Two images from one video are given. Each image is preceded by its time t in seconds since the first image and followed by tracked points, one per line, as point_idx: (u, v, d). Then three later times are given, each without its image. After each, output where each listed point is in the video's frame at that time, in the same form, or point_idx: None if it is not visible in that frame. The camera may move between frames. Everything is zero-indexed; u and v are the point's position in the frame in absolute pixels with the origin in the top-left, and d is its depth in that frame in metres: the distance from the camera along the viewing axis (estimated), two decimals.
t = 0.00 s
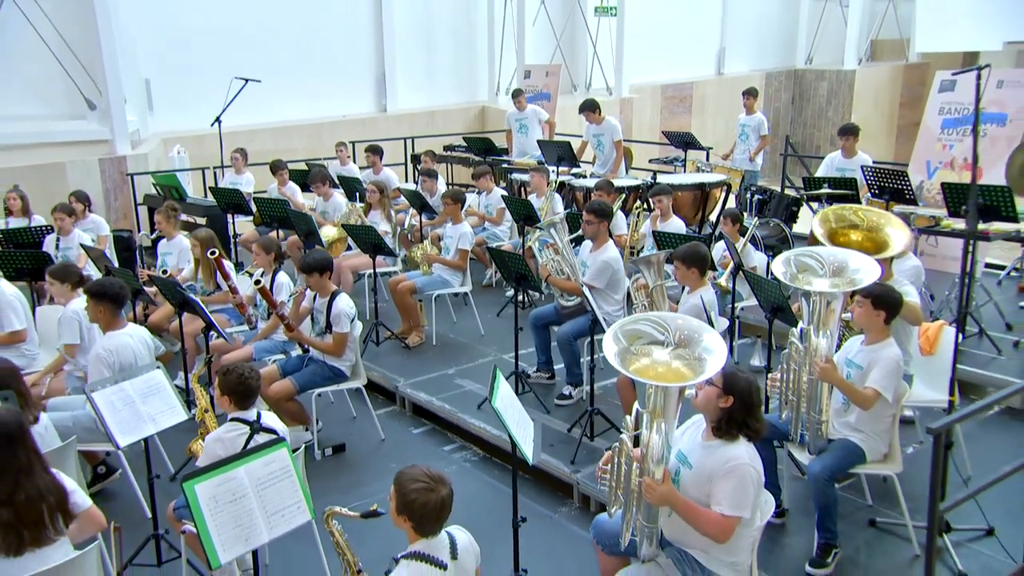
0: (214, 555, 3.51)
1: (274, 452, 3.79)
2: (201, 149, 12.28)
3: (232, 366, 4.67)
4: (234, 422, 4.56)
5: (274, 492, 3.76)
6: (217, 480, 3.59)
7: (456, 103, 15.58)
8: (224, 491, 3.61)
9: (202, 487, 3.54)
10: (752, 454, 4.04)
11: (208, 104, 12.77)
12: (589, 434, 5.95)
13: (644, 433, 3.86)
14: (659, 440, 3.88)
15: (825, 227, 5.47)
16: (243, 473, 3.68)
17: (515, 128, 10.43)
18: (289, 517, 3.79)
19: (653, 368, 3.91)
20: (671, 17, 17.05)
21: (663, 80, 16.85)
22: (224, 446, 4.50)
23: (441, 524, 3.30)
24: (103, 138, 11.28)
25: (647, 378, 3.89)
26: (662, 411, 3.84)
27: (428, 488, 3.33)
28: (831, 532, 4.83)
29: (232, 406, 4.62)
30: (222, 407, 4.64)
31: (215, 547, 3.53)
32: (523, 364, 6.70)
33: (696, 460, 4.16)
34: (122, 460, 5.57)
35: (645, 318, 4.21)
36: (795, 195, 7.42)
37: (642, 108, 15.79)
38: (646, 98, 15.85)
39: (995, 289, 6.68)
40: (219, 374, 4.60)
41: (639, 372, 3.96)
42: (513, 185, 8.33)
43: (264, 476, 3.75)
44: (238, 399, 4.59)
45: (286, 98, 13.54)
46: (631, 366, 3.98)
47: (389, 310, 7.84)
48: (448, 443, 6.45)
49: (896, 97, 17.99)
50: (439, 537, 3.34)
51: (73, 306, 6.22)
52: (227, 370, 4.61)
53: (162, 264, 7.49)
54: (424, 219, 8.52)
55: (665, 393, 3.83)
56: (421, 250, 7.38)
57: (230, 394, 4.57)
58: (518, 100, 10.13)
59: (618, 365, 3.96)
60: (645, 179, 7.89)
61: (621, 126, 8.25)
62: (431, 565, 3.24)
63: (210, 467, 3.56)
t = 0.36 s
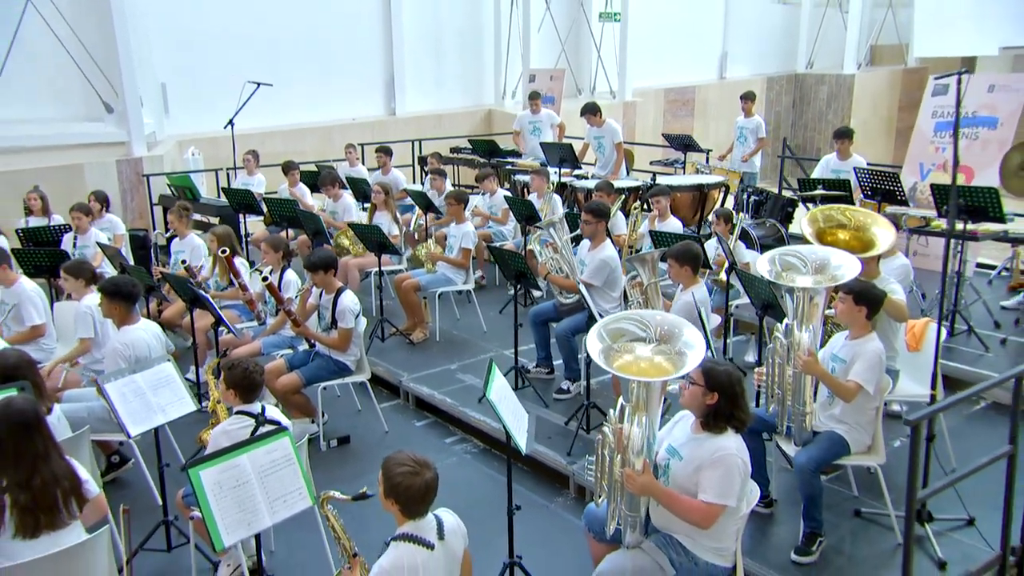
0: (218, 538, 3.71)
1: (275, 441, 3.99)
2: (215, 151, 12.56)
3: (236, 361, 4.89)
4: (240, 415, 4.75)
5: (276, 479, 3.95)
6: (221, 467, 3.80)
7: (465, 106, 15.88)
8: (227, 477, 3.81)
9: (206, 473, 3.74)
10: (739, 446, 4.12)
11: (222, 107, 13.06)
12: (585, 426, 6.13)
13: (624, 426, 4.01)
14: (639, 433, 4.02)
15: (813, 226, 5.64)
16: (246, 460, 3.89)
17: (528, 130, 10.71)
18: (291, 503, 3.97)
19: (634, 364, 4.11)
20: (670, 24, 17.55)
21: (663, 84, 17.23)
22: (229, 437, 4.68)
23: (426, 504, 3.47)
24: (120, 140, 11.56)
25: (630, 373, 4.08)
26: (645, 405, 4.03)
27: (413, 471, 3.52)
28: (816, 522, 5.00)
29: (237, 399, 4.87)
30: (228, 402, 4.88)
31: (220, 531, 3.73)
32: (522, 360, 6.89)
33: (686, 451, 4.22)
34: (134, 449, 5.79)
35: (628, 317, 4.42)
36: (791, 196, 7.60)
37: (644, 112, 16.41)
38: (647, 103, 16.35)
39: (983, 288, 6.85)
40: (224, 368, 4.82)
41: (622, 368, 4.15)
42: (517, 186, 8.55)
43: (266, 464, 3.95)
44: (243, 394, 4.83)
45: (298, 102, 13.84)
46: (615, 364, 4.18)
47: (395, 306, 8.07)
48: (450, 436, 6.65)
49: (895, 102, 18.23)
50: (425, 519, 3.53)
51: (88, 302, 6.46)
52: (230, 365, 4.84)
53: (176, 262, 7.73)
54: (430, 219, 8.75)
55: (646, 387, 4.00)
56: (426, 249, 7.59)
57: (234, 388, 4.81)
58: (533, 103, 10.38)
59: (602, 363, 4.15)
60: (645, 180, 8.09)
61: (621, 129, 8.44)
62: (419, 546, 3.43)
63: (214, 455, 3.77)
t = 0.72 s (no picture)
0: (228, 522, 3.91)
1: (284, 429, 4.18)
2: (233, 152, 12.82)
3: (248, 354, 5.09)
4: (250, 407, 4.98)
5: (285, 466, 4.14)
6: (231, 454, 4.00)
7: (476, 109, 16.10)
8: (238, 464, 4.01)
9: (217, 459, 3.94)
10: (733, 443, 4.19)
11: (240, 109, 13.32)
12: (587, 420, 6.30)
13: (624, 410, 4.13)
14: (637, 419, 4.13)
15: (809, 226, 5.79)
16: (256, 447, 4.09)
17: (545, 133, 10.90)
18: (298, 489, 4.16)
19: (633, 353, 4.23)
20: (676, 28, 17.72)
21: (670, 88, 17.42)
22: (239, 427, 4.93)
23: (420, 488, 3.64)
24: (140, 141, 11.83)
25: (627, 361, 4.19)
26: (642, 392, 4.11)
27: (408, 457, 3.70)
28: (808, 512, 5.14)
29: (247, 390, 5.06)
30: (240, 391, 5.08)
31: (230, 514, 3.93)
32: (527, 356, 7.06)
33: (680, 448, 4.24)
34: (152, 438, 6.01)
35: (628, 310, 4.59)
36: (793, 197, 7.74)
37: (653, 114, 16.62)
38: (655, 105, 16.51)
39: (981, 288, 6.96)
40: (237, 361, 5.03)
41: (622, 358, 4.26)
42: (526, 187, 8.73)
43: (275, 451, 4.14)
44: (254, 384, 5.02)
45: (314, 105, 14.09)
46: (615, 353, 4.33)
47: (405, 303, 8.28)
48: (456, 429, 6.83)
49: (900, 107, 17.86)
50: (422, 502, 3.71)
51: (108, 297, 6.70)
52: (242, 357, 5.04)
53: (195, 260, 7.98)
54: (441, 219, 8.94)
55: (642, 373, 4.09)
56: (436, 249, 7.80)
57: (246, 379, 5.00)
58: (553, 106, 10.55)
59: (602, 352, 4.30)
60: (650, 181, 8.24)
61: (627, 131, 8.60)
62: (417, 527, 3.62)
63: (224, 442, 3.97)
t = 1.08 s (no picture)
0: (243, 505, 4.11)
1: (297, 418, 4.38)
2: (255, 153, 13.11)
3: (263, 347, 5.29)
4: (266, 398, 5.18)
5: (297, 454, 4.34)
6: (246, 441, 4.19)
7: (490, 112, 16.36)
8: (252, 451, 4.20)
9: (233, 445, 4.14)
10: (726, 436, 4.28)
11: (261, 112, 13.61)
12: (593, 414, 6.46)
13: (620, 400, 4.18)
14: (635, 408, 4.18)
15: (810, 226, 5.95)
16: (270, 435, 4.28)
17: (561, 136, 11.08)
18: (309, 475, 4.36)
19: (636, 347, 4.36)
20: (688, 32, 17.92)
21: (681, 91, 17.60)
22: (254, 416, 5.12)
23: (427, 474, 3.73)
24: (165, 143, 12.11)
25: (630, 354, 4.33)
26: (643, 384, 4.26)
27: (415, 444, 3.78)
28: (806, 503, 5.27)
29: (263, 381, 5.26)
30: (255, 383, 5.27)
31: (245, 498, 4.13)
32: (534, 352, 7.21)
33: (672, 443, 4.34)
34: (173, 428, 6.22)
35: (633, 305, 4.69)
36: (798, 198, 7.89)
37: (664, 117, 16.81)
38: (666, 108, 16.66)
39: (981, 287, 7.09)
40: (253, 353, 5.23)
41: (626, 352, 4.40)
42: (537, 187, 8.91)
43: (288, 439, 4.34)
44: (269, 375, 5.22)
45: (332, 107, 14.37)
46: (620, 347, 4.45)
47: (418, 300, 8.48)
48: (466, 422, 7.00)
49: (908, 109, 18.90)
50: (428, 488, 3.80)
51: (132, 292, 6.93)
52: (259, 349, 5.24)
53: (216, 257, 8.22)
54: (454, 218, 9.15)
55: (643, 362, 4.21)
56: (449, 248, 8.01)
57: (262, 370, 5.20)
58: (569, 108, 10.74)
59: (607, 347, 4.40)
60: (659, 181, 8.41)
61: (636, 133, 8.78)
62: (422, 512, 3.71)
63: (240, 429, 4.16)
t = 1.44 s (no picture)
0: (259, 491, 4.29)
1: (311, 408, 4.58)
2: (276, 154, 13.38)
3: (282, 339, 5.47)
4: (285, 389, 5.37)
5: (312, 441, 4.53)
6: (262, 429, 4.39)
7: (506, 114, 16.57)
8: (268, 438, 4.40)
9: (250, 433, 4.33)
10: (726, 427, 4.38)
11: (284, 113, 13.87)
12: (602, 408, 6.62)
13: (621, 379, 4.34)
14: (636, 386, 4.32)
15: (814, 225, 6.08)
16: (285, 424, 4.47)
17: (572, 138, 11.26)
18: (324, 463, 4.54)
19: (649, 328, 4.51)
20: (703, 36, 18.07)
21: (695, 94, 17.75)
22: (272, 405, 5.32)
23: (438, 462, 3.84)
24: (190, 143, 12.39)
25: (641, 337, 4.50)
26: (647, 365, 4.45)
27: (427, 434, 3.90)
28: (807, 495, 5.38)
29: (281, 372, 5.45)
30: (273, 373, 5.46)
31: (262, 484, 4.31)
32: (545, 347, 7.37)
33: (674, 433, 4.42)
34: (195, 418, 6.44)
35: (643, 299, 4.82)
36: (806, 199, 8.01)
37: (677, 119, 16.96)
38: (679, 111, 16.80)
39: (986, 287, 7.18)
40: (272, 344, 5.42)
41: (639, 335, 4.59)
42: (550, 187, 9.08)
43: (302, 428, 4.53)
44: (287, 366, 5.41)
45: (352, 109, 14.62)
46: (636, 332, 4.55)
47: (433, 297, 8.67)
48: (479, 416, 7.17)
49: (922, 111, 18.94)
50: (438, 476, 3.90)
51: (157, 288, 7.15)
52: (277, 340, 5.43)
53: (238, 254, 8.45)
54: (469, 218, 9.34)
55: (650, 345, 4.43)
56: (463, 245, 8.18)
57: (280, 361, 5.39)
58: (580, 111, 10.91)
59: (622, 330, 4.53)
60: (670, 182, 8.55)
61: (648, 135, 8.94)
62: (432, 499, 3.81)
63: (256, 418, 4.36)
